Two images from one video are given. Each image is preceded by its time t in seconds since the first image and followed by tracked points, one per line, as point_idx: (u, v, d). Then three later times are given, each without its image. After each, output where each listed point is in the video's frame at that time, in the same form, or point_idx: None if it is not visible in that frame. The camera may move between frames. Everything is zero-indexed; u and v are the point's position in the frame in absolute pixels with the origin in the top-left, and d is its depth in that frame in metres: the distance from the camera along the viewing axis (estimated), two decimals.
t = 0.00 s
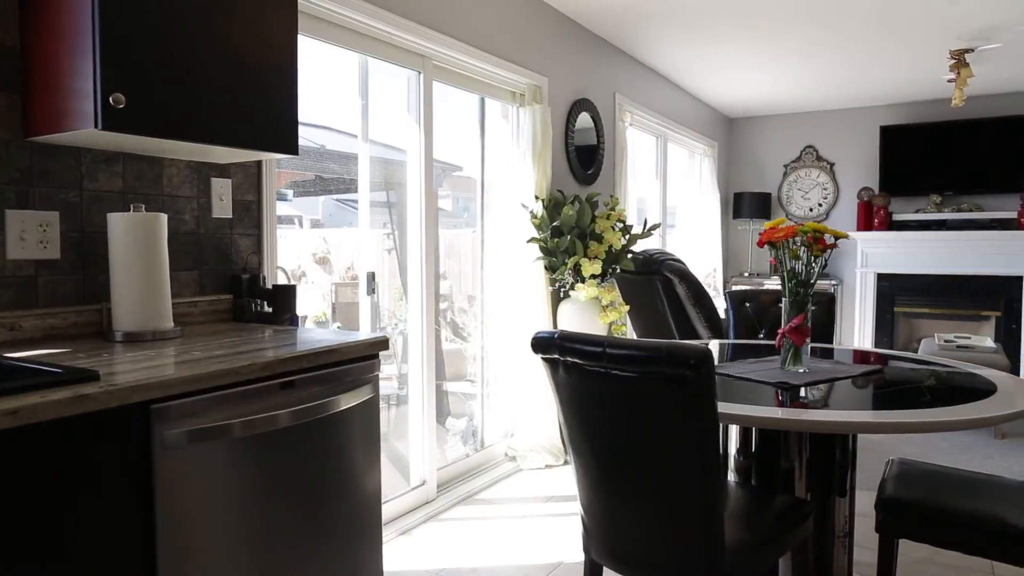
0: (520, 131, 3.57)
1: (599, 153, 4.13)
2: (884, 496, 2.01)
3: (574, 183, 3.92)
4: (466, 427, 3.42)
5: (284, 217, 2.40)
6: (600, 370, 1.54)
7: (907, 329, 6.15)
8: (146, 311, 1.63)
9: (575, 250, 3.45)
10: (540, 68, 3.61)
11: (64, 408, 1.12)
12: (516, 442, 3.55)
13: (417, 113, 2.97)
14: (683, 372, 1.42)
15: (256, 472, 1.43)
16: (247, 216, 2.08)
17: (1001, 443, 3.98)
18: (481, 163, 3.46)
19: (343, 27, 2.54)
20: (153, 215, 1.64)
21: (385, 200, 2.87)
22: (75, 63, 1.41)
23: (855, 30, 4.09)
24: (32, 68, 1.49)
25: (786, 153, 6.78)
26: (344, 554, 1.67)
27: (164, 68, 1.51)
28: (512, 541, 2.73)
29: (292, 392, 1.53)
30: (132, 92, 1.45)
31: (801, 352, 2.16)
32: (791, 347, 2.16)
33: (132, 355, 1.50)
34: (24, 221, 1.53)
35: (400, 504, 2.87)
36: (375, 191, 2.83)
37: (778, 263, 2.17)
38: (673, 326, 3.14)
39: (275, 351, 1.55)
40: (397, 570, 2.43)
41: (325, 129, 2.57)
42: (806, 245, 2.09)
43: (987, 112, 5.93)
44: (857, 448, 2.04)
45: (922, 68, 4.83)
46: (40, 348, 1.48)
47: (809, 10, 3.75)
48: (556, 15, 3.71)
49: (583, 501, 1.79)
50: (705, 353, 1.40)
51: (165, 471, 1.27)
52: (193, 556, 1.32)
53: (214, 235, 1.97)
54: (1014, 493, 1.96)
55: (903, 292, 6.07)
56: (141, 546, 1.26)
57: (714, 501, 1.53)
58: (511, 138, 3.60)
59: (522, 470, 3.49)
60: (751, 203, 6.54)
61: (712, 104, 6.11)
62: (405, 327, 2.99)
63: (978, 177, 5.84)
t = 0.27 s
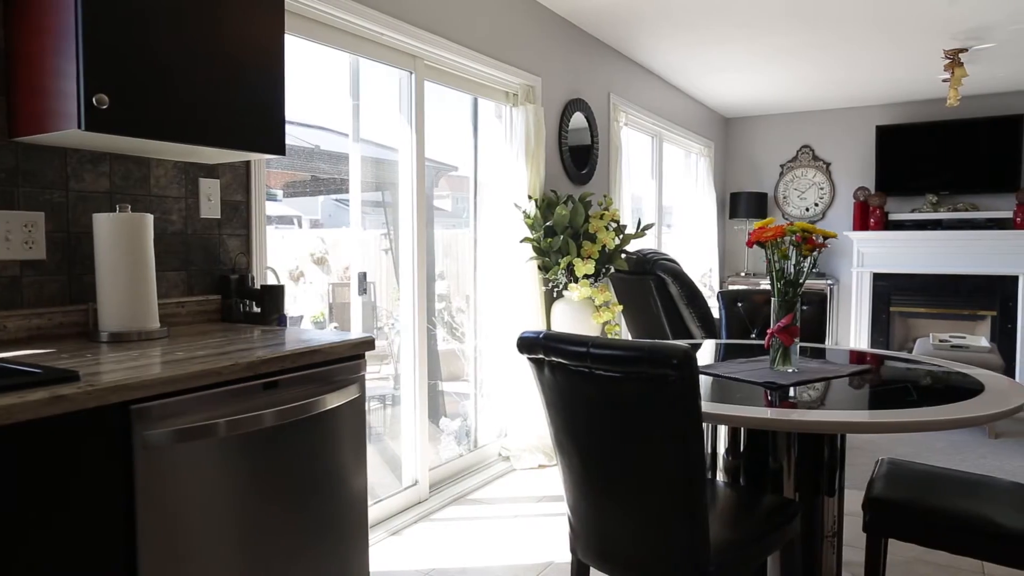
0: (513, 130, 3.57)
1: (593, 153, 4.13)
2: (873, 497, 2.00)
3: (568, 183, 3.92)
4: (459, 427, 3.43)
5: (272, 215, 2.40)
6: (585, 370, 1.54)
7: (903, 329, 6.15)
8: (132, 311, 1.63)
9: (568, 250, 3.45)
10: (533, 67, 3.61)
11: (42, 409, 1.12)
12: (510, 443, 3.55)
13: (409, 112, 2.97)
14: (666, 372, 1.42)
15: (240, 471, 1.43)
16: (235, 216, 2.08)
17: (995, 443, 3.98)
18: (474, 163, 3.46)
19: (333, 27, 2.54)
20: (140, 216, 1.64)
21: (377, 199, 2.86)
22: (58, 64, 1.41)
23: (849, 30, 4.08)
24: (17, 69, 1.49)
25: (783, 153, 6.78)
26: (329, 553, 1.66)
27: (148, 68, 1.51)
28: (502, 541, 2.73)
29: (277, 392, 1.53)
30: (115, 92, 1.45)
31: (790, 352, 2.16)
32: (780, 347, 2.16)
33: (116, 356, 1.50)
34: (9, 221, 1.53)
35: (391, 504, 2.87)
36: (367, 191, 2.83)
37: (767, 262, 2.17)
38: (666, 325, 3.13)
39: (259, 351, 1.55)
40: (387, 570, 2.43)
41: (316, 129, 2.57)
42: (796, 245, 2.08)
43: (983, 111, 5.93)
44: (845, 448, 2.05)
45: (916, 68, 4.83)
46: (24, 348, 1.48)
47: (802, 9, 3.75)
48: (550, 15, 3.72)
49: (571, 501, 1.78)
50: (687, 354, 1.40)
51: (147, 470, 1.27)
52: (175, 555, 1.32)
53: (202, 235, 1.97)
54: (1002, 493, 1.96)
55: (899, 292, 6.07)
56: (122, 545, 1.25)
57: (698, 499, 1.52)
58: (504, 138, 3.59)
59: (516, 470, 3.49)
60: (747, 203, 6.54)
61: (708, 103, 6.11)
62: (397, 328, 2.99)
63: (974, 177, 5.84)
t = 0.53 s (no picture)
0: (506, 130, 3.56)
1: (587, 153, 4.14)
2: (860, 496, 2.00)
3: (562, 183, 3.92)
4: (453, 427, 3.44)
5: (262, 216, 2.40)
6: (569, 371, 1.54)
7: (899, 329, 6.16)
8: (117, 312, 1.63)
9: (561, 250, 3.45)
10: (526, 67, 3.60)
11: (20, 409, 1.12)
12: (503, 443, 3.55)
13: (400, 112, 2.97)
14: (649, 373, 1.42)
15: (222, 472, 1.42)
16: (223, 217, 2.08)
17: (990, 442, 3.98)
18: (466, 164, 3.46)
19: (321, 27, 2.53)
20: (125, 217, 1.64)
21: (369, 200, 2.86)
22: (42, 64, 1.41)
23: (843, 30, 4.09)
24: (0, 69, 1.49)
25: (779, 153, 6.79)
26: (315, 554, 1.66)
27: (133, 70, 1.51)
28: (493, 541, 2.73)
29: (261, 392, 1.53)
30: (99, 94, 1.45)
31: (779, 352, 2.15)
32: (769, 347, 2.16)
33: (101, 356, 1.50)
34: None
35: (383, 504, 2.87)
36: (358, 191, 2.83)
37: (756, 262, 2.18)
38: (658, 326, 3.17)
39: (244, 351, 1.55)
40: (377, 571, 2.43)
41: (306, 129, 2.57)
42: (784, 245, 2.08)
43: (979, 111, 5.93)
44: (833, 449, 2.05)
45: (911, 68, 4.83)
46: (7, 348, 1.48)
47: (796, 10, 3.75)
48: (543, 16, 3.72)
49: (557, 502, 1.78)
50: (670, 355, 1.40)
51: (128, 471, 1.27)
52: (157, 555, 1.32)
53: (190, 235, 1.98)
54: (989, 493, 1.97)
55: (895, 292, 6.08)
56: (102, 545, 1.25)
57: (682, 500, 1.52)
58: (497, 139, 3.59)
59: (509, 471, 3.49)
60: (743, 203, 6.54)
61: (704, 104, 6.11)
62: (388, 329, 2.98)
63: (969, 177, 5.84)
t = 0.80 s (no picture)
0: (498, 131, 3.56)
1: (581, 154, 4.15)
2: (848, 497, 2.00)
3: (555, 184, 3.92)
4: (447, 428, 3.45)
5: (253, 216, 2.41)
6: (553, 371, 1.55)
7: (895, 329, 6.16)
8: (102, 313, 1.63)
9: (554, 251, 3.44)
10: (518, 68, 3.60)
11: None
12: (496, 444, 3.55)
13: (391, 113, 2.97)
14: (632, 373, 1.42)
15: (203, 472, 1.43)
16: (211, 218, 2.09)
17: (984, 442, 3.99)
18: (458, 164, 3.46)
19: (308, 27, 2.52)
20: (110, 218, 1.64)
21: (360, 202, 2.86)
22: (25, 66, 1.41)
23: (837, 31, 4.09)
24: None
25: (775, 153, 6.78)
26: (296, 557, 1.66)
27: (117, 71, 1.52)
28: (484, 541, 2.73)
29: (245, 393, 1.53)
30: (82, 95, 1.45)
31: (768, 353, 2.15)
32: (757, 347, 2.15)
33: (85, 357, 1.50)
34: None
35: (375, 505, 2.88)
36: (349, 192, 2.82)
37: (743, 262, 2.17)
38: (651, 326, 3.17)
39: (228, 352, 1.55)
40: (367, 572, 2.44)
41: (294, 129, 2.57)
42: (772, 245, 2.08)
43: (974, 111, 5.93)
44: (821, 449, 2.05)
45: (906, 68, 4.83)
46: None
47: (788, 11, 3.76)
48: (535, 16, 3.72)
49: (543, 502, 1.78)
50: (652, 356, 1.40)
51: (107, 471, 1.28)
52: (134, 556, 1.32)
53: (178, 236, 1.98)
54: (976, 493, 1.97)
55: (891, 292, 6.08)
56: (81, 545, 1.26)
57: (665, 501, 1.52)
58: (490, 140, 3.59)
59: (502, 472, 3.49)
60: (739, 203, 6.54)
61: (699, 104, 6.11)
62: (379, 330, 2.98)
63: (965, 178, 5.84)
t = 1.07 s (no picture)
0: (492, 131, 3.56)
1: (575, 154, 4.15)
2: (837, 497, 1.99)
3: (549, 184, 3.93)
4: (440, 428, 3.45)
5: (251, 216, 2.43)
6: (537, 371, 1.55)
7: (892, 329, 6.17)
8: (87, 313, 1.63)
9: (547, 251, 3.44)
10: (511, 68, 3.60)
11: None
12: (490, 444, 3.56)
13: (382, 113, 2.97)
14: (615, 373, 1.42)
15: (185, 473, 1.43)
16: (200, 219, 2.09)
17: (978, 442, 3.99)
18: (451, 164, 3.46)
19: (296, 27, 2.52)
20: (96, 218, 1.65)
21: (351, 204, 2.86)
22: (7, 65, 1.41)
23: (831, 31, 4.09)
24: None
25: (772, 153, 6.78)
26: (280, 557, 1.67)
27: (102, 71, 1.52)
28: (475, 540, 2.73)
29: (230, 393, 1.54)
30: (65, 95, 1.45)
31: (756, 353, 2.14)
32: (747, 348, 2.15)
33: (69, 357, 1.50)
34: None
35: (367, 505, 2.88)
36: (341, 191, 2.82)
37: (732, 262, 2.17)
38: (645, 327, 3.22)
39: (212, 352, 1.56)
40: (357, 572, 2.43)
41: (285, 129, 2.57)
42: (761, 245, 2.08)
43: (970, 111, 5.93)
44: (809, 449, 2.05)
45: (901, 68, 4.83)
46: None
47: (782, 11, 3.76)
48: (529, 17, 3.72)
49: (529, 503, 1.78)
50: (635, 356, 1.40)
51: (90, 472, 1.28)
52: (114, 556, 1.32)
53: (166, 237, 1.98)
54: (965, 493, 1.97)
55: (887, 292, 6.08)
56: (64, 546, 1.26)
57: (648, 501, 1.53)
58: (483, 140, 3.60)
59: (495, 472, 3.49)
60: (736, 203, 6.54)
61: (695, 104, 6.11)
62: (370, 330, 2.98)
63: (961, 178, 5.84)
